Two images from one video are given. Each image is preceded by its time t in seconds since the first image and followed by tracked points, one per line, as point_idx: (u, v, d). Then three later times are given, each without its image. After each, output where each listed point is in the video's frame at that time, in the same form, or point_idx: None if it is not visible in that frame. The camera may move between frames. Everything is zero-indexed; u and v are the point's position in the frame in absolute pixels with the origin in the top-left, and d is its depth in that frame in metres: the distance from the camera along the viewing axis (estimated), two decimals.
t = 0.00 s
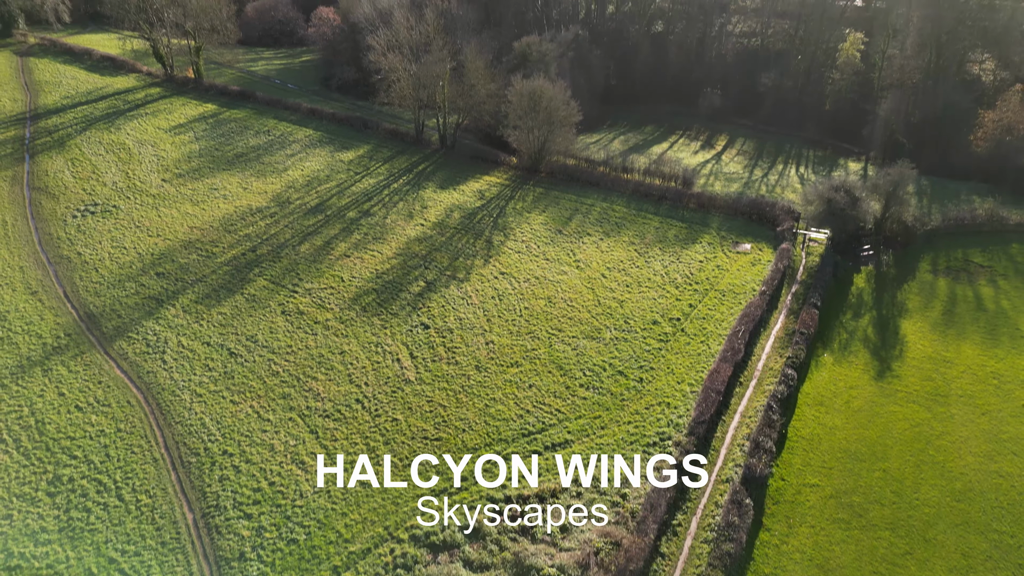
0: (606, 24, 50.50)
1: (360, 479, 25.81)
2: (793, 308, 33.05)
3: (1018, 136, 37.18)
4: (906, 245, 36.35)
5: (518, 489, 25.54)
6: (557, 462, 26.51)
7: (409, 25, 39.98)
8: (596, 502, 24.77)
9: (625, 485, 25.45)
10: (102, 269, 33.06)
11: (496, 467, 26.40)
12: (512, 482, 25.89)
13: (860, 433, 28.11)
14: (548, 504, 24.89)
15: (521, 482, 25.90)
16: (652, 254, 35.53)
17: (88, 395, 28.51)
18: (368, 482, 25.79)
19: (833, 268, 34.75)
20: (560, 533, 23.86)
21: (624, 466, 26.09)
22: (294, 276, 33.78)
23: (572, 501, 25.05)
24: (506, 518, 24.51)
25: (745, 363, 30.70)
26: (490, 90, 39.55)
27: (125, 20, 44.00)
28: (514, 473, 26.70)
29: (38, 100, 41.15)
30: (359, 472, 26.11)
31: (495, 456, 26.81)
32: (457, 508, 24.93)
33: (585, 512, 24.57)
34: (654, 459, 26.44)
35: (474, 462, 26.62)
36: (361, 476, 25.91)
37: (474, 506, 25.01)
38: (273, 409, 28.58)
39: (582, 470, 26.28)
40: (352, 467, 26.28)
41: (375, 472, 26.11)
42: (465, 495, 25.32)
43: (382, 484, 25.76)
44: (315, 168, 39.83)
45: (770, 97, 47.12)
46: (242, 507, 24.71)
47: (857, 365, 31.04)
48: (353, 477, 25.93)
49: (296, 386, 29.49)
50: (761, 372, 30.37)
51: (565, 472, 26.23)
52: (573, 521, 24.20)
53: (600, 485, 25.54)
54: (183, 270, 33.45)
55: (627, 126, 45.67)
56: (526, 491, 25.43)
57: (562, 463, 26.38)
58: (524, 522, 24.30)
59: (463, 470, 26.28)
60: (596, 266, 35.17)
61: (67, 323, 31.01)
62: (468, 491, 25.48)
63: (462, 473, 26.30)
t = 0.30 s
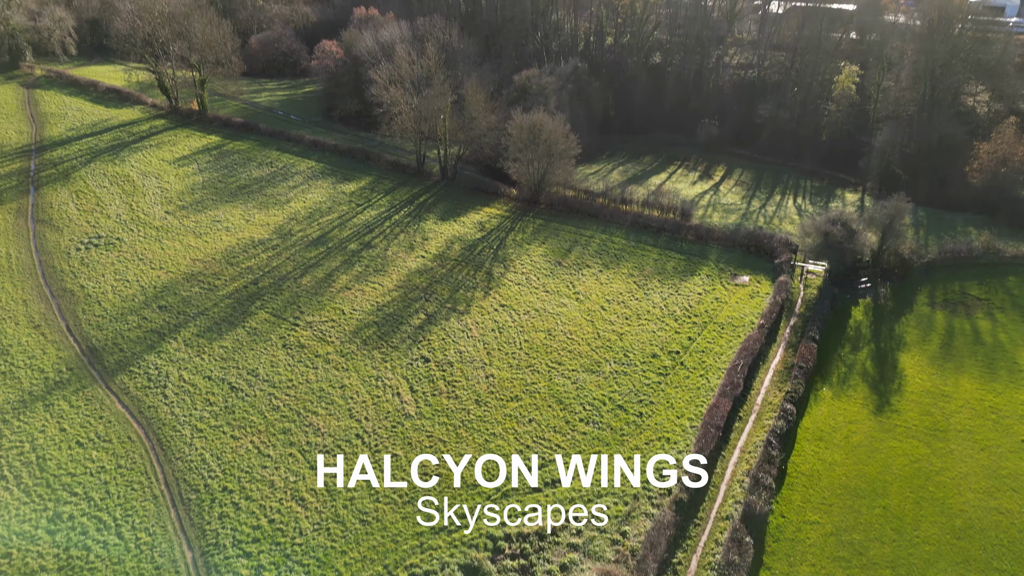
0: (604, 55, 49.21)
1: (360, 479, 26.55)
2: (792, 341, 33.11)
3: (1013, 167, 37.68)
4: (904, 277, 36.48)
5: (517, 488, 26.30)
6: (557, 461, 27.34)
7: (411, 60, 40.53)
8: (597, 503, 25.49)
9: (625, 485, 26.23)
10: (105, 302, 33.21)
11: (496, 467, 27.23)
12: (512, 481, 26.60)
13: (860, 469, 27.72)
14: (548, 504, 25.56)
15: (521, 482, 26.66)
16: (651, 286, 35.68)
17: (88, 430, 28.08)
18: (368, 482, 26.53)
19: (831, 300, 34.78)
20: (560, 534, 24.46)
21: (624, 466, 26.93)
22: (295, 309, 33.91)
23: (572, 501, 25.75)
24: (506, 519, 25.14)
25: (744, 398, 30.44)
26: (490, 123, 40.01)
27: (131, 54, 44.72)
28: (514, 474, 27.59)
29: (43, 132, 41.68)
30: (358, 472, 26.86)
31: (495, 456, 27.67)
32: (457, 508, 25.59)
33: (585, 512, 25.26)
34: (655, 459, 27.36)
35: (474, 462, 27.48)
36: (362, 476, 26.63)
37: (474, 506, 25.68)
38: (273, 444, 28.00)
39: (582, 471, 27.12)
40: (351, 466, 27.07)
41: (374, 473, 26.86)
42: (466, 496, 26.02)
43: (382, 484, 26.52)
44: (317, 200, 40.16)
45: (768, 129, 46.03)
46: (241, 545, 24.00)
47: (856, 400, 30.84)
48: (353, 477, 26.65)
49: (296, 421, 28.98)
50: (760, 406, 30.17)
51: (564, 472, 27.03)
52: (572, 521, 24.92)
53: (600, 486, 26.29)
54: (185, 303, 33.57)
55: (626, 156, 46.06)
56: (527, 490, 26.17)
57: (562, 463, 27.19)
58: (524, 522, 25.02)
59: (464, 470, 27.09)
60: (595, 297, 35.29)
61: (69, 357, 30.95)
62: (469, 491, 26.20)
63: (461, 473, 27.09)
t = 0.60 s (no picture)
0: (604, 86, 50.00)
1: (360, 479, 27.55)
2: (791, 375, 32.92)
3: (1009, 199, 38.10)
4: (902, 310, 36.49)
5: (518, 488, 27.29)
6: (557, 462, 28.35)
7: (413, 94, 41.20)
8: (596, 503, 26.39)
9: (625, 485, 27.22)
10: (107, 336, 33.24)
11: (496, 467, 28.27)
12: (512, 481, 27.58)
13: (860, 505, 27.05)
14: (548, 504, 26.49)
15: (521, 482, 27.65)
16: (650, 319, 35.68)
17: (88, 467, 27.63)
18: (367, 482, 27.50)
19: (829, 333, 34.74)
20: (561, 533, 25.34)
21: (624, 466, 27.97)
22: (296, 341, 33.86)
23: (572, 502, 26.68)
24: (506, 518, 26.01)
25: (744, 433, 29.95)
26: (490, 156, 40.48)
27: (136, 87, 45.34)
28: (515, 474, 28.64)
29: (48, 164, 42.11)
30: (358, 472, 27.88)
31: (496, 457, 28.69)
32: (457, 508, 26.47)
33: (585, 513, 26.13)
34: (655, 459, 28.46)
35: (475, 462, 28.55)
36: (362, 476, 27.62)
37: (474, 506, 26.59)
38: (273, 480, 27.45)
39: (582, 471, 28.10)
40: (352, 465, 28.12)
41: (374, 472, 27.89)
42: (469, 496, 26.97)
43: (382, 484, 27.49)
44: (318, 231, 40.33)
45: (767, 159, 46.62)
46: None
47: (856, 435, 30.37)
48: (352, 477, 27.62)
49: (296, 456, 28.49)
50: (760, 441, 29.64)
51: (565, 471, 28.07)
52: (572, 520, 25.83)
53: (600, 485, 27.29)
54: (186, 336, 33.59)
55: (625, 186, 46.52)
56: (527, 490, 27.14)
57: (562, 463, 28.23)
58: (524, 521, 25.90)
59: (464, 470, 28.11)
60: (595, 329, 35.24)
61: (70, 392, 30.71)
62: (470, 491, 27.16)
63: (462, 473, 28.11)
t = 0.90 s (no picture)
0: (602, 116, 50.66)
1: (360, 479, 28.80)
2: (791, 409, 32.66)
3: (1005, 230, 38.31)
4: (901, 342, 36.30)
5: (518, 488, 28.53)
6: (557, 463, 29.65)
7: (414, 127, 41.76)
8: (596, 503, 27.65)
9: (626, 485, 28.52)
10: (108, 369, 33.20)
11: (496, 467, 29.55)
12: (512, 481, 28.84)
13: (861, 543, 26.57)
14: (547, 505, 27.69)
15: (521, 482, 28.90)
16: (650, 351, 35.59)
17: (87, 503, 27.33)
18: (368, 482, 28.76)
19: (827, 366, 34.62)
20: (561, 532, 26.53)
21: (624, 466, 29.27)
22: (296, 375, 33.69)
23: (572, 502, 27.90)
24: (506, 519, 27.18)
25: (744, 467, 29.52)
26: (490, 187, 40.92)
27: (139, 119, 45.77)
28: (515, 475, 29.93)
29: (51, 195, 42.46)
30: (358, 472, 29.14)
31: (496, 459, 29.97)
32: (457, 509, 27.63)
33: (585, 513, 27.35)
34: (655, 459, 29.74)
35: (475, 462, 29.86)
36: (362, 476, 28.88)
37: (474, 506, 27.77)
38: (272, 517, 27.10)
39: (582, 471, 29.38)
40: (352, 465, 29.39)
41: (374, 472, 29.15)
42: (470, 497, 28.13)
43: (381, 484, 28.72)
44: (320, 262, 40.49)
45: (765, 189, 47.16)
46: None
47: (856, 470, 29.93)
48: (352, 477, 28.86)
49: (296, 492, 28.14)
50: (760, 477, 29.26)
51: (565, 471, 29.35)
52: (572, 520, 27.02)
53: (601, 485, 28.59)
54: (186, 369, 33.52)
55: (624, 215, 46.92)
56: (527, 490, 28.41)
57: (562, 463, 29.53)
58: (524, 521, 27.05)
59: (464, 470, 29.37)
60: (594, 362, 35.06)
61: (70, 427, 30.49)
62: (471, 491, 28.39)
63: (462, 474, 29.36)
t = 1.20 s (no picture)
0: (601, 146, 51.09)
1: (361, 478, 29.97)
2: (791, 443, 32.02)
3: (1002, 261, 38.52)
4: (900, 374, 36.08)
5: (518, 488, 29.72)
6: (558, 463, 30.88)
7: (415, 159, 42.17)
8: (596, 504, 28.78)
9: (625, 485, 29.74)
10: (108, 403, 32.96)
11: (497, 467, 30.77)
12: (512, 482, 30.04)
13: None
14: (547, 505, 28.82)
15: (521, 482, 30.11)
16: (650, 383, 35.28)
17: (86, 540, 26.79)
18: (368, 482, 29.94)
19: (827, 400, 34.25)
20: (560, 531, 27.71)
21: (623, 466, 30.46)
22: (296, 409, 33.38)
23: (572, 502, 29.04)
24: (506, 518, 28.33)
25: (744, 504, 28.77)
26: (490, 219, 41.23)
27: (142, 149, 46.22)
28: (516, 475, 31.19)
29: (54, 226, 42.80)
30: (359, 472, 30.31)
31: (497, 460, 31.07)
32: (457, 509, 28.74)
33: (585, 512, 28.51)
34: (655, 459, 31.00)
35: (476, 461, 31.06)
36: (362, 476, 30.05)
37: (475, 507, 28.89)
38: (271, 554, 26.58)
39: (582, 471, 30.62)
40: (353, 465, 30.58)
41: (374, 472, 30.33)
42: (472, 497, 29.26)
43: (382, 484, 29.89)
44: (320, 293, 40.59)
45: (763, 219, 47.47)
46: None
47: (857, 506, 29.30)
48: (352, 478, 30.03)
49: (295, 528, 27.62)
50: (761, 513, 28.39)
51: (564, 472, 30.58)
52: (572, 520, 28.16)
53: (600, 485, 29.82)
54: (186, 403, 33.27)
55: (623, 244, 47.24)
56: (527, 489, 29.61)
57: (563, 464, 30.77)
58: (524, 521, 28.19)
59: (464, 470, 30.54)
60: (594, 395, 34.66)
61: (70, 462, 30.12)
62: (472, 491, 29.54)
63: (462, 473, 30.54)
